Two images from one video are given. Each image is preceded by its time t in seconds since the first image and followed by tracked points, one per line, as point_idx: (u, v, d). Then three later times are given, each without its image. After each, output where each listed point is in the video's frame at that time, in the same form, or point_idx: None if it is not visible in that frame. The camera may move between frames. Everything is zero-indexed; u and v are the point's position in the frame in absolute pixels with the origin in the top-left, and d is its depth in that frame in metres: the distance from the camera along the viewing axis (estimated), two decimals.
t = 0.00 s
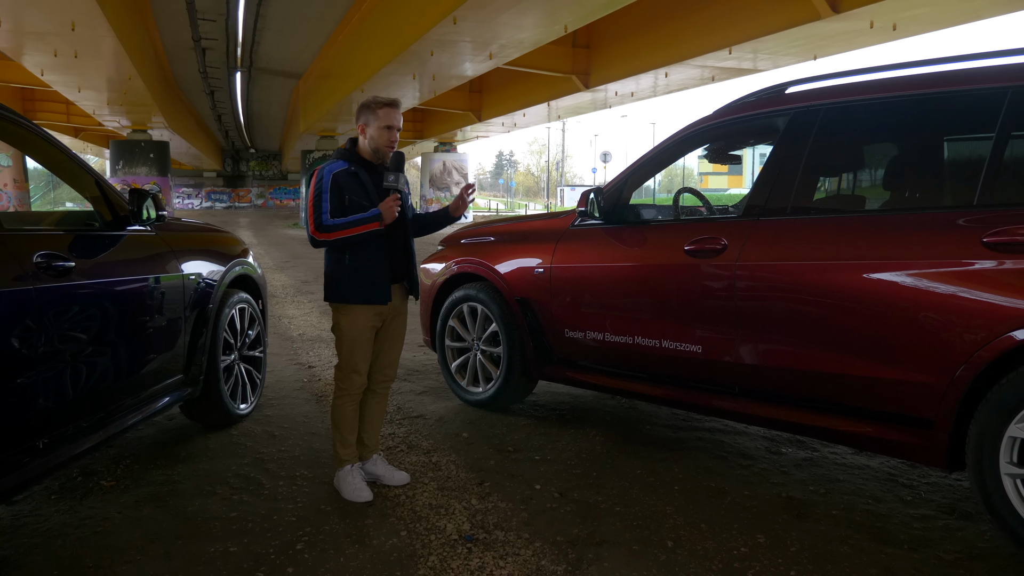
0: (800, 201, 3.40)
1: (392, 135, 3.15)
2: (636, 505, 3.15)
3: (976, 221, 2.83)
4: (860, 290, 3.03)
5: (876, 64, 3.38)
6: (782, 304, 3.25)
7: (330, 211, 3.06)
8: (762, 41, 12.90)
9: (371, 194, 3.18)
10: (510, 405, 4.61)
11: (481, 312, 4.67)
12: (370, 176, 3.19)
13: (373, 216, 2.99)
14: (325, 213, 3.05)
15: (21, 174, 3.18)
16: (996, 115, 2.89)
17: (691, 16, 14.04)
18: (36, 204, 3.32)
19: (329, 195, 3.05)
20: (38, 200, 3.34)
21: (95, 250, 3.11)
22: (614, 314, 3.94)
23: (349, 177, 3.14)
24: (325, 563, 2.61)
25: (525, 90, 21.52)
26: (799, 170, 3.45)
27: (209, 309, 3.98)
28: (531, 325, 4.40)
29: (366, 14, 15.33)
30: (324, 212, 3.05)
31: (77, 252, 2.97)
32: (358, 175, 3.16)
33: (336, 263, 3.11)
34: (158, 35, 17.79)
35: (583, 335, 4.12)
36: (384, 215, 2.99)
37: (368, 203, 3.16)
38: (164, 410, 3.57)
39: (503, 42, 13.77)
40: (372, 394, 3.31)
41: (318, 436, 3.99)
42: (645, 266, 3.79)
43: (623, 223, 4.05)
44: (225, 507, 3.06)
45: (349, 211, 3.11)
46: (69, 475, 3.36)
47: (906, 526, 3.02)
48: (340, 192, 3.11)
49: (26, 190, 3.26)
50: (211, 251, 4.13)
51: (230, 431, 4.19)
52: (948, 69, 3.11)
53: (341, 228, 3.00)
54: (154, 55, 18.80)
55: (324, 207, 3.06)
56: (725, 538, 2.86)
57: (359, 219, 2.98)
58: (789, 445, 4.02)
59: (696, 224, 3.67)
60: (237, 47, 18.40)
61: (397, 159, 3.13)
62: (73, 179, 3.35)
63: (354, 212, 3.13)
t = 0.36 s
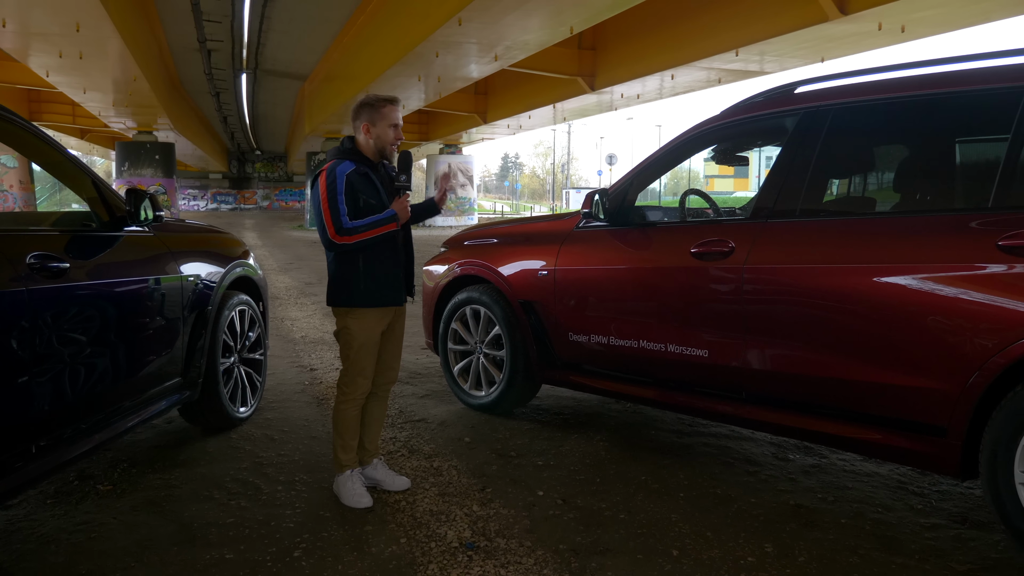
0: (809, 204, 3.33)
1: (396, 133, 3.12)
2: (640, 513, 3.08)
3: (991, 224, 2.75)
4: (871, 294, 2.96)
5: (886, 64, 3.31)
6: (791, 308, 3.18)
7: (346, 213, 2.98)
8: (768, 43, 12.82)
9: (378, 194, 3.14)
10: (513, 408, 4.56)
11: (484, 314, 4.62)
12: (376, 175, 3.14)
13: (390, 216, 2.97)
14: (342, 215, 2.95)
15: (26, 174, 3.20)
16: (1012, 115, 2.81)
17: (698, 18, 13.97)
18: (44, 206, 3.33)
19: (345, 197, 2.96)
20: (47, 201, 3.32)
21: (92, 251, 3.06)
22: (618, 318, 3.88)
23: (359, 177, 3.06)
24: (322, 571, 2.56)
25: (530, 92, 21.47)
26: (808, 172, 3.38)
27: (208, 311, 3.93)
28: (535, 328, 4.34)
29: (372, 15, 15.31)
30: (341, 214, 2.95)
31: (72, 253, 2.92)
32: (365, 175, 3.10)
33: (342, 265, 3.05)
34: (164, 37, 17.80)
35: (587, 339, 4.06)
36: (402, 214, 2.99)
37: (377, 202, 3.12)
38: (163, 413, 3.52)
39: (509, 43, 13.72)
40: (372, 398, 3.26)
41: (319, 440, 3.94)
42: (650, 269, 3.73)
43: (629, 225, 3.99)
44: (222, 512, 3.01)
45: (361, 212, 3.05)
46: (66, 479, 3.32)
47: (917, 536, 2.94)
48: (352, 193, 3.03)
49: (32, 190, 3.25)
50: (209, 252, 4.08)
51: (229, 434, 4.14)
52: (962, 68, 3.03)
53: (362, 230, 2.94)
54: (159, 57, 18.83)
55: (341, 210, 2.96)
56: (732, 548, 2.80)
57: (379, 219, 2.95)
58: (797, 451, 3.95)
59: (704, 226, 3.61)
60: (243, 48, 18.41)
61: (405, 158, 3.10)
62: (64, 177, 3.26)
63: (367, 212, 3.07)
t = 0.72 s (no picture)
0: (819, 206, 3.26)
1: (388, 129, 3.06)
2: (646, 521, 3.02)
3: (1006, 227, 2.68)
4: (883, 298, 2.89)
5: (898, 63, 3.24)
6: (800, 312, 3.12)
7: (342, 214, 2.94)
8: (774, 44, 12.74)
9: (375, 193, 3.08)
10: (516, 412, 4.49)
11: (487, 317, 4.57)
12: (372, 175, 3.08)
13: (388, 216, 2.92)
14: (337, 217, 2.91)
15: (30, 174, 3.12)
16: None
17: (703, 19, 13.90)
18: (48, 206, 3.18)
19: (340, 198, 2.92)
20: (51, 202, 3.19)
21: (89, 252, 3.00)
22: (624, 321, 3.82)
23: (355, 178, 3.01)
24: None
25: (535, 93, 21.42)
26: (818, 174, 3.31)
27: (207, 313, 3.88)
28: (539, 331, 4.28)
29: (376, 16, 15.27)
30: (336, 216, 2.91)
31: (70, 254, 2.86)
32: (361, 174, 3.04)
33: (340, 267, 3.00)
34: (169, 37, 17.79)
35: (591, 342, 4.00)
36: (397, 213, 2.94)
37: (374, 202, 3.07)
38: (162, 416, 3.47)
39: (514, 44, 13.67)
40: (372, 403, 3.20)
41: (319, 444, 3.89)
42: (656, 272, 3.66)
43: (634, 227, 3.93)
44: (220, 518, 2.95)
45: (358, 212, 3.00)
46: (62, 484, 3.27)
47: (930, 547, 2.87)
48: (348, 193, 2.98)
49: (37, 191, 3.15)
50: (208, 253, 4.02)
51: (229, 438, 4.09)
52: (977, 66, 2.95)
53: (358, 231, 2.89)
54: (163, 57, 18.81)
55: (337, 211, 2.92)
56: (740, 558, 2.73)
57: (375, 218, 2.90)
58: (805, 458, 3.88)
59: (711, 228, 3.55)
60: (247, 49, 18.39)
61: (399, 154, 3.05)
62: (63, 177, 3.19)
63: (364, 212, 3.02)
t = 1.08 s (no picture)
0: (830, 209, 3.19)
1: (381, 133, 2.98)
2: (652, 532, 2.95)
3: None
4: (896, 304, 2.82)
5: (911, 63, 3.16)
6: (811, 318, 3.05)
7: (315, 216, 2.93)
8: (780, 45, 12.66)
9: (360, 198, 3.02)
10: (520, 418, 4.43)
11: (490, 321, 4.51)
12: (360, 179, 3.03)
13: (357, 220, 2.83)
14: (308, 218, 2.91)
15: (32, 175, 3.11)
16: None
17: (709, 19, 13.81)
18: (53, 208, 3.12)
19: (313, 200, 2.92)
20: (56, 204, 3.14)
21: (85, 256, 2.94)
22: (629, 326, 3.76)
23: (336, 181, 2.99)
24: None
25: (539, 95, 21.37)
26: (828, 177, 3.24)
27: (206, 317, 3.83)
28: (543, 336, 4.22)
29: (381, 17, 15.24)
30: (307, 217, 2.91)
31: (66, 257, 2.81)
32: (346, 178, 3.01)
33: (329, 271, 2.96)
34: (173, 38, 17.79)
35: (596, 347, 3.94)
36: (368, 218, 2.83)
37: (356, 206, 3.01)
38: (161, 422, 3.42)
39: (518, 45, 13.63)
40: (370, 410, 3.14)
41: (320, 450, 3.83)
42: (662, 276, 3.60)
43: (640, 230, 3.85)
44: (217, 528, 2.90)
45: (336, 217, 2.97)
46: (58, 491, 3.22)
47: (944, 559, 2.80)
48: (326, 195, 2.97)
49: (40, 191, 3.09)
50: (208, 258, 3.97)
51: (228, 444, 4.04)
52: (993, 66, 2.87)
53: (323, 234, 2.85)
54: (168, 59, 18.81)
55: (308, 213, 2.92)
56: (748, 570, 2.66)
57: (343, 222, 2.83)
58: (814, 465, 3.81)
59: (719, 232, 3.48)
60: (251, 50, 18.38)
61: (385, 158, 2.94)
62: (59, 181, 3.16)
63: (342, 216, 2.98)
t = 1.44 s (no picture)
0: (841, 208, 3.12)
1: (380, 130, 2.92)
2: (658, 539, 2.88)
3: None
4: (910, 306, 2.75)
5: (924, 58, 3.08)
6: (821, 320, 2.98)
7: (309, 215, 2.86)
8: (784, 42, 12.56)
9: (357, 197, 2.96)
10: (523, 419, 4.38)
11: (493, 321, 4.45)
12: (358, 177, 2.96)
13: (350, 219, 2.77)
14: (303, 217, 2.85)
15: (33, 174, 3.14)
16: None
17: (713, 16, 13.71)
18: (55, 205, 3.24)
19: (309, 198, 2.86)
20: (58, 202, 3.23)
21: (80, 254, 2.87)
22: (634, 327, 3.69)
23: (333, 179, 2.93)
24: None
25: (542, 92, 21.29)
26: (839, 176, 3.17)
27: (205, 317, 3.78)
28: (546, 337, 4.15)
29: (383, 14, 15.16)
30: (302, 216, 2.85)
31: (59, 257, 2.72)
32: (342, 176, 2.95)
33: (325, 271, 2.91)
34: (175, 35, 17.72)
35: (600, 349, 3.87)
36: (361, 217, 2.77)
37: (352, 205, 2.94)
38: (159, 423, 3.36)
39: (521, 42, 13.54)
40: (369, 412, 3.08)
41: (319, 452, 3.77)
42: (668, 276, 3.53)
43: (645, 229, 3.80)
44: (214, 533, 2.84)
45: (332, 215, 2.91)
46: (53, 495, 3.16)
47: (957, 567, 2.73)
48: (322, 194, 2.91)
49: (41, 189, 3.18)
50: (206, 256, 3.92)
51: (226, 445, 3.99)
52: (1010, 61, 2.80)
53: (316, 232, 2.79)
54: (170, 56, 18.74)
55: (303, 211, 2.86)
56: None
57: (336, 221, 2.77)
58: (822, 469, 3.74)
59: (726, 232, 3.41)
60: (253, 47, 18.31)
61: (382, 156, 2.88)
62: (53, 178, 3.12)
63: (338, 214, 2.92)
